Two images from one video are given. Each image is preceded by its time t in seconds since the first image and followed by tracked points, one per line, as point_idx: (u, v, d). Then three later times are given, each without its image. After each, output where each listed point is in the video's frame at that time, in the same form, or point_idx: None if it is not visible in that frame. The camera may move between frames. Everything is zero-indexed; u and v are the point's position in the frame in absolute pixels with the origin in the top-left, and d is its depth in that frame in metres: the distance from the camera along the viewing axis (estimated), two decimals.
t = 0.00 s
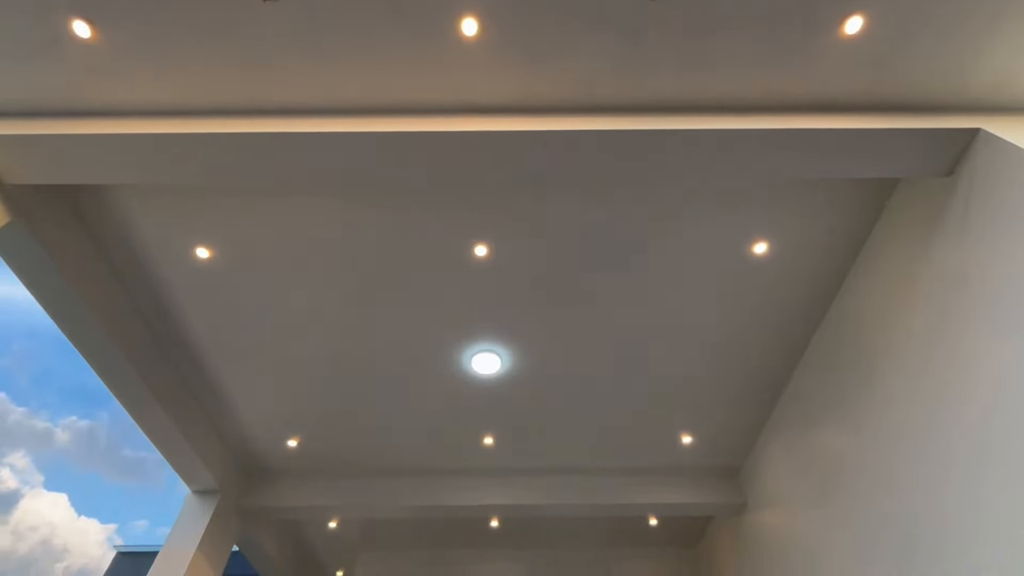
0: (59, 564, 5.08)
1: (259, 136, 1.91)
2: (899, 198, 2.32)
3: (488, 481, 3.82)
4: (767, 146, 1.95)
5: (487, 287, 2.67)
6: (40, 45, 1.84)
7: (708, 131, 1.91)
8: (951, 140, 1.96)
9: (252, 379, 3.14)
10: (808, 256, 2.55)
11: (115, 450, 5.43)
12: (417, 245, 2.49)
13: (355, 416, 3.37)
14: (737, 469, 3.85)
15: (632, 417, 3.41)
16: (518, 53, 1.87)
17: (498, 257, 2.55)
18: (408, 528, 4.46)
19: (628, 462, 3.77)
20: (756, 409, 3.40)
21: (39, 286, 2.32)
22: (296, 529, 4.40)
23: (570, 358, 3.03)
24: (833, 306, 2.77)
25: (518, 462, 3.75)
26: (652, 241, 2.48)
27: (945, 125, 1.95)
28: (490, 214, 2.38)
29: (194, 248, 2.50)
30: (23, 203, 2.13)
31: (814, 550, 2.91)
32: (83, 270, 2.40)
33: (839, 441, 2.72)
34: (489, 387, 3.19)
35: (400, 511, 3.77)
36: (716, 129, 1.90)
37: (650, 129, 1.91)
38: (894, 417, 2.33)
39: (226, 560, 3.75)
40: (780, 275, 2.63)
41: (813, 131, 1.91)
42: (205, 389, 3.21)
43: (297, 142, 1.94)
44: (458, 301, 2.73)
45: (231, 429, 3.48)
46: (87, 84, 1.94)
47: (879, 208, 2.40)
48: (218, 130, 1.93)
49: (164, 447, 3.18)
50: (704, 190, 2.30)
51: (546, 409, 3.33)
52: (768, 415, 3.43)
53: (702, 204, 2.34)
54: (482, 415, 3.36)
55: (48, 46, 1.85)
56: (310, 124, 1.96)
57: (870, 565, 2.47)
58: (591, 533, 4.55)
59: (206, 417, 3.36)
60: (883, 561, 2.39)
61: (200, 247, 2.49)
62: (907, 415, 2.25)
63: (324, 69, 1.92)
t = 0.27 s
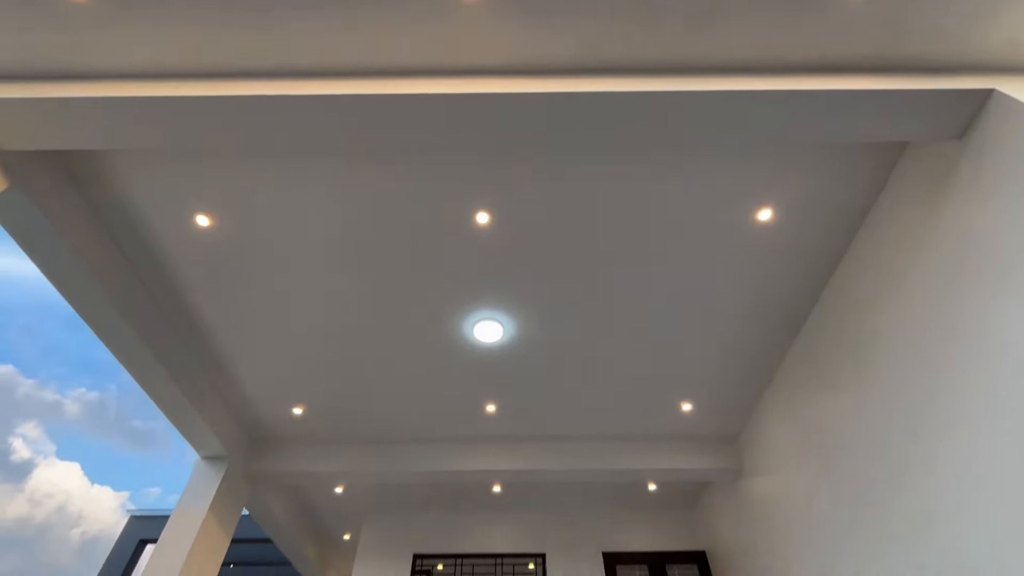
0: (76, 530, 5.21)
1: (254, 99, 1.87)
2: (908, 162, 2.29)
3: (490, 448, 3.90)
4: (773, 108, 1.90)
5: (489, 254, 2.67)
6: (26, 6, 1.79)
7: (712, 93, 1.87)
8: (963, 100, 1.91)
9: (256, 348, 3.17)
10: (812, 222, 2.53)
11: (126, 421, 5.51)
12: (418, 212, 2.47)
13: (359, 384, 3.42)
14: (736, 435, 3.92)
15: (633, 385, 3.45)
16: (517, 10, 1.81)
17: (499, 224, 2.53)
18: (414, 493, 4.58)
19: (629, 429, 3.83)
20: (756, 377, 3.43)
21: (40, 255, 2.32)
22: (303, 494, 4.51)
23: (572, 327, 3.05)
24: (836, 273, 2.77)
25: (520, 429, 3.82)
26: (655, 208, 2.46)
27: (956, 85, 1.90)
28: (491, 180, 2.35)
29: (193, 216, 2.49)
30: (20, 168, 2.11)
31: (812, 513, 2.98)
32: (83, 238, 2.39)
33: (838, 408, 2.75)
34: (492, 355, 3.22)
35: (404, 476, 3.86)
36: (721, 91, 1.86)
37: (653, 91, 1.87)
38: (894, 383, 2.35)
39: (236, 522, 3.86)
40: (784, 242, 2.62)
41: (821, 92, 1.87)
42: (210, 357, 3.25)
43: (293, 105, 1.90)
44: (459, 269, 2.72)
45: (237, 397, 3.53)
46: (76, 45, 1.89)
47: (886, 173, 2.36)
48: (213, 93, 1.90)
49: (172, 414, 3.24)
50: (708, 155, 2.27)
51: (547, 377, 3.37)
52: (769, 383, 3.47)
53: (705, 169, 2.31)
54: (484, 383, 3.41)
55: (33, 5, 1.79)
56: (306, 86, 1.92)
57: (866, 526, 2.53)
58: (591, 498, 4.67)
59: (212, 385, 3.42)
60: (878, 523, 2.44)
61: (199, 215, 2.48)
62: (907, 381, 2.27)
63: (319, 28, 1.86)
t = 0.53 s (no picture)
0: (93, 488, 5.36)
1: (248, 54, 1.80)
2: (922, 117, 2.22)
3: (494, 407, 3.98)
4: (787, 61, 1.83)
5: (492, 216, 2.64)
6: None
7: (723, 46, 1.79)
8: (984, 52, 1.84)
9: (261, 310, 3.19)
10: (820, 181, 2.49)
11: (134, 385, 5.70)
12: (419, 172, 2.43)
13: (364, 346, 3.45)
14: (735, 395, 3.99)
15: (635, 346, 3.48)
16: None
17: (502, 184, 2.49)
18: (420, 451, 4.71)
19: (630, 389, 3.90)
20: (757, 337, 3.46)
21: (40, 217, 2.30)
22: (312, 452, 4.64)
23: (575, 289, 3.05)
24: (842, 233, 2.74)
25: (522, 389, 3.88)
26: (661, 167, 2.41)
27: (980, 35, 1.81)
28: (494, 138, 2.30)
29: (192, 177, 2.45)
30: (13, 128, 2.06)
31: (806, 470, 3.06)
32: (81, 200, 2.37)
33: (838, 368, 2.78)
34: (495, 316, 3.23)
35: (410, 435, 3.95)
36: (733, 43, 1.78)
37: (662, 43, 1.79)
38: (894, 345, 2.36)
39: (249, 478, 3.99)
40: (790, 202, 2.58)
41: (837, 44, 1.79)
42: (216, 320, 3.27)
43: (289, 60, 1.83)
44: (462, 230, 2.70)
45: (243, 358, 3.58)
46: None
47: (900, 128, 2.30)
48: (205, 47, 1.82)
49: (179, 375, 3.29)
50: (717, 112, 2.20)
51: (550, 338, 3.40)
52: (770, 343, 3.49)
53: (714, 126, 2.25)
54: (487, 344, 3.44)
55: None
56: (302, 38, 1.84)
57: (858, 483, 2.60)
58: (592, 456, 4.80)
59: (219, 346, 3.46)
60: (870, 480, 2.51)
61: (199, 176, 2.45)
62: (907, 344, 2.28)
63: None
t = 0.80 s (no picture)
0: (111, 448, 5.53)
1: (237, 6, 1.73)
2: (941, 69, 2.14)
3: (497, 367, 4.04)
4: (802, 10, 1.75)
5: (494, 175, 2.60)
6: None
7: None
8: None
9: (265, 272, 3.20)
10: (830, 137, 2.42)
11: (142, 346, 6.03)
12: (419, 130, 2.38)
13: (367, 307, 3.48)
14: (736, 355, 4.03)
15: (637, 307, 3.50)
16: None
17: (504, 143, 2.44)
18: (425, 410, 4.82)
19: (631, 350, 3.94)
20: (760, 298, 3.46)
21: (37, 178, 2.27)
22: (320, 410, 4.76)
23: (577, 250, 3.04)
24: (851, 191, 2.69)
25: (525, 350, 3.93)
26: (668, 124, 2.35)
27: None
28: (495, 94, 2.23)
29: (188, 136, 2.40)
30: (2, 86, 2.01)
31: (806, 429, 3.12)
32: (77, 161, 2.34)
33: (842, 329, 2.78)
34: (498, 278, 3.24)
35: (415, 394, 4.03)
36: None
37: None
38: (900, 307, 2.35)
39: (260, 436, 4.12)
40: (799, 159, 2.53)
41: None
42: (220, 282, 3.29)
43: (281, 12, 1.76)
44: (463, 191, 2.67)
45: (249, 320, 3.62)
46: None
47: (918, 80, 2.21)
48: None
49: (187, 336, 3.34)
50: (727, 65, 2.12)
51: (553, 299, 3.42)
52: (773, 303, 3.50)
53: (724, 81, 2.17)
54: (491, 305, 3.46)
55: None
56: None
57: (857, 442, 2.65)
58: (593, 414, 4.91)
59: (224, 308, 3.49)
60: (869, 440, 2.56)
61: (195, 136, 2.40)
62: (913, 304, 2.27)
63: None
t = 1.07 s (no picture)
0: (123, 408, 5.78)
1: None
2: (963, 17, 2.04)
3: (500, 328, 4.08)
4: None
5: (495, 134, 2.54)
6: None
7: None
8: None
9: (266, 235, 3.19)
10: (843, 91, 2.34)
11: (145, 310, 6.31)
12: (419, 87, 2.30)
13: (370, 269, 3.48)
14: (738, 316, 4.05)
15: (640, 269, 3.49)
16: None
17: (506, 100, 2.37)
18: (429, 370, 4.89)
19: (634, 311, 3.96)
20: (764, 259, 3.44)
21: (24, 133, 2.24)
22: (326, 371, 4.84)
23: (581, 211, 3.00)
24: (862, 149, 2.63)
25: (528, 311, 3.95)
26: (675, 78, 2.27)
27: None
28: (497, 49, 2.15)
29: (182, 94, 2.34)
30: None
31: (807, 389, 3.17)
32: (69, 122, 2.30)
33: (847, 292, 2.77)
34: (500, 240, 3.22)
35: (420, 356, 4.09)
36: None
37: None
38: (905, 268, 2.34)
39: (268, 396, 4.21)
40: (810, 115, 2.45)
41: None
42: (222, 244, 3.28)
43: None
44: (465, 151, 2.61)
45: (252, 282, 3.63)
46: None
47: (939, 29, 2.11)
48: None
49: (191, 299, 3.36)
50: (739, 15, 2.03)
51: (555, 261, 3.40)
52: (777, 264, 3.48)
53: (734, 33, 2.08)
54: (493, 267, 3.46)
55: None
56: None
57: (857, 404, 2.69)
58: (594, 374, 4.98)
59: (227, 270, 3.49)
60: (869, 401, 2.59)
61: (189, 94, 2.34)
62: (919, 264, 2.26)
63: None
